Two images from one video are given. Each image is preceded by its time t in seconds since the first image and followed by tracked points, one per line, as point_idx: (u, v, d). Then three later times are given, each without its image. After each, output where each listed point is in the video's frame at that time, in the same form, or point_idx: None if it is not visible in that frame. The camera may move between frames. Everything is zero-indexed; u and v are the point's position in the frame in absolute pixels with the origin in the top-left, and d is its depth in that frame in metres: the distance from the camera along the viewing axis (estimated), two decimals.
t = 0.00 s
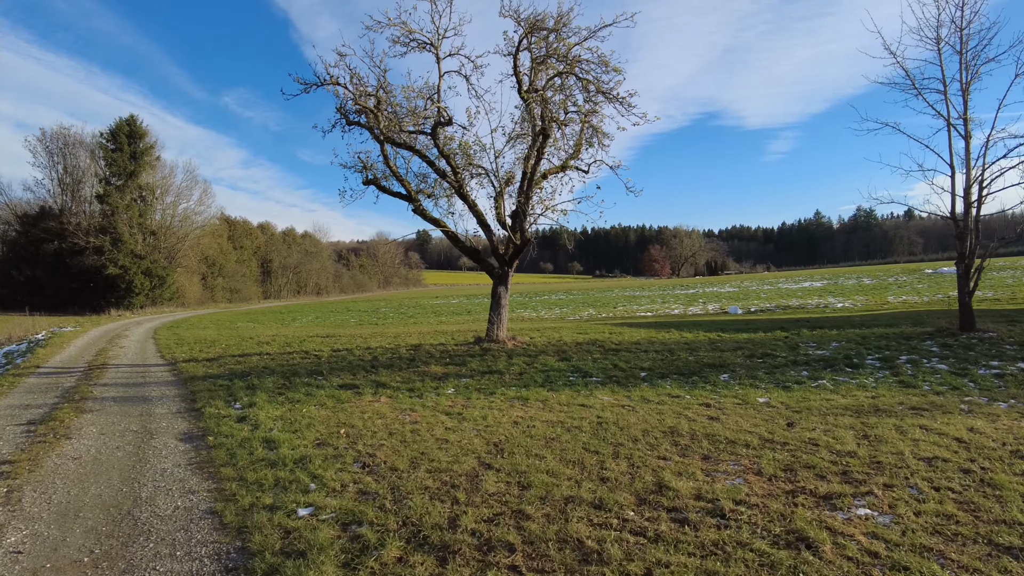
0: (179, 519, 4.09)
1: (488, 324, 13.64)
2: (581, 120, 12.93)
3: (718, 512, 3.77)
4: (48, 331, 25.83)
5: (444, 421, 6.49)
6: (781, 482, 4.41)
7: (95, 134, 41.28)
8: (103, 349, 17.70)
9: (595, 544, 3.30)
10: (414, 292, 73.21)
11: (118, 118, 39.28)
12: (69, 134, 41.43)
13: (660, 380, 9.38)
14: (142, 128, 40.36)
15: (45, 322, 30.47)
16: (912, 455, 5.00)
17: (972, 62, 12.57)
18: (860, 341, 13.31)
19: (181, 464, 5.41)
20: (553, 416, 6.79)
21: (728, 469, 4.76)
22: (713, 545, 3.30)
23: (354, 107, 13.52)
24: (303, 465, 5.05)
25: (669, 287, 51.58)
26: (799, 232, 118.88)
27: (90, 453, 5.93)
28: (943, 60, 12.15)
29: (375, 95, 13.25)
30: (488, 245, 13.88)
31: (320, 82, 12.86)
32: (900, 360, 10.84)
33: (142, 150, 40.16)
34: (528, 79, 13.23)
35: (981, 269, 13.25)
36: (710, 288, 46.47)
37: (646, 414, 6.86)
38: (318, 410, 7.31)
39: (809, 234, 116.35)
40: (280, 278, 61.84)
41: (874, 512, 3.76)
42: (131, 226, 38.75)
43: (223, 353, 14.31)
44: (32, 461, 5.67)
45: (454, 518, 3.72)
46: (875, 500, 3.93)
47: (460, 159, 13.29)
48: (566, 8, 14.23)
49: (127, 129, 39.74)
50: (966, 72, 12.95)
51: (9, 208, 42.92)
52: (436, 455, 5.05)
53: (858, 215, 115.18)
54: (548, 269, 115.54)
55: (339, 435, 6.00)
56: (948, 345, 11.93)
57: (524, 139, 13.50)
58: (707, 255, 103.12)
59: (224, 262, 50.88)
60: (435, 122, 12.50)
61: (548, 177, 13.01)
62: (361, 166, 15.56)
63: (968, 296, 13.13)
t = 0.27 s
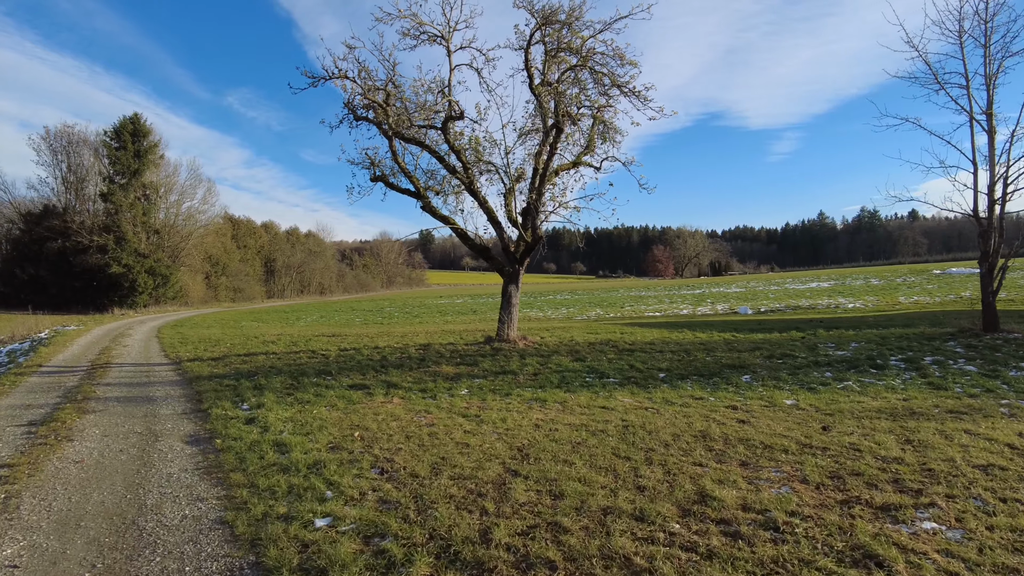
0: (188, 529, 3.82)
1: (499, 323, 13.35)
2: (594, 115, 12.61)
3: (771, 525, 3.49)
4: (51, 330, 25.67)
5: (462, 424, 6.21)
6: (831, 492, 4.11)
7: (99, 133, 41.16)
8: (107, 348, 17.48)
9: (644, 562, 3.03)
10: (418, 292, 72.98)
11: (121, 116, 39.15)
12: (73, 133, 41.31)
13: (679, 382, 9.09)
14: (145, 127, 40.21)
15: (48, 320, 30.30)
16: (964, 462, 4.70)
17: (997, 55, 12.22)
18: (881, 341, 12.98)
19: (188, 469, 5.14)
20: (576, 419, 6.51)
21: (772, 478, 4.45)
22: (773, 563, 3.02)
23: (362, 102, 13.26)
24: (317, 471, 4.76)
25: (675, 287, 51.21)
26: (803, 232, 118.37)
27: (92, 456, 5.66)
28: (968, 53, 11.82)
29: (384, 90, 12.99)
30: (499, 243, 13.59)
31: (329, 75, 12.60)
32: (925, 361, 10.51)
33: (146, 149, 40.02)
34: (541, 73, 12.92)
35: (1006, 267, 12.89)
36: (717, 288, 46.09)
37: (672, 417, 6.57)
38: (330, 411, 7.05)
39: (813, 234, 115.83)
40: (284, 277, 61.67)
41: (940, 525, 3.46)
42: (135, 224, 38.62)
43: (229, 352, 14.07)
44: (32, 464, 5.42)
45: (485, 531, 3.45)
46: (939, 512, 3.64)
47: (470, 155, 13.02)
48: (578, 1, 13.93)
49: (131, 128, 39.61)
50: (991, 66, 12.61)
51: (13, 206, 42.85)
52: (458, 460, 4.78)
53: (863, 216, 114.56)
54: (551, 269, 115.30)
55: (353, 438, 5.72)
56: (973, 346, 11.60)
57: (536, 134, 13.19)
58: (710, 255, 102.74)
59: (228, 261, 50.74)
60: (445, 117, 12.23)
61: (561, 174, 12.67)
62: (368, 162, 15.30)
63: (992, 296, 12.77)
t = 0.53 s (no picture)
0: (189, 547, 3.54)
1: (506, 323, 13.08)
2: (605, 111, 12.30)
3: (823, 546, 3.21)
4: (52, 330, 25.45)
5: (476, 430, 5.93)
6: (881, 508, 3.81)
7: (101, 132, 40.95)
8: (107, 349, 17.22)
9: None
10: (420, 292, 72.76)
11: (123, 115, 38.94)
12: (75, 132, 41.09)
13: (696, 386, 8.79)
14: (147, 126, 40.00)
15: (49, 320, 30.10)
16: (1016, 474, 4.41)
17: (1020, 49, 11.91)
18: (898, 343, 12.66)
19: (189, 479, 4.86)
20: (594, 426, 6.23)
21: (813, 492, 4.15)
22: None
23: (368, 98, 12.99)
24: (326, 482, 4.49)
25: (679, 288, 50.93)
26: (805, 232, 118.07)
27: (88, 465, 5.38)
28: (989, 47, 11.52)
29: (390, 86, 12.72)
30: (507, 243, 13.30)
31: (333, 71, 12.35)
32: (947, 363, 10.19)
33: (148, 148, 39.82)
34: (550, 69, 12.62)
35: None
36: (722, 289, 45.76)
37: (695, 425, 6.29)
38: (336, 417, 6.77)
39: (816, 234, 115.61)
40: (286, 277, 61.45)
41: (1009, 547, 3.18)
42: (137, 224, 38.44)
43: (230, 354, 13.81)
44: (25, 473, 5.14)
45: (512, 553, 3.17)
46: (1004, 532, 3.35)
47: (477, 152, 12.74)
48: None
49: (133, 127, 39.41)
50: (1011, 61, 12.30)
51: (15, 206, 42.67)
52: (476, 471, 4.50)
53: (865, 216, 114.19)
54: (553, 270, 115.06)
55: (362, 446, 5.45)
56: (995, 348, 11.29)
57: (544, 132, 12.85)
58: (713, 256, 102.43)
59: (230, 262, 50.54)
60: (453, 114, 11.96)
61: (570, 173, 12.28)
62: (373, 160, 15.03)
63: (1013, 297, 12.45)
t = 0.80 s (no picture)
0: (183, 568, 3.23)
1: (513, 323, 12.76)
2: (615, 105, 11.94)
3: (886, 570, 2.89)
4: (51, 331, 25.18)
5: (490, 436, 5.61)
6: (939, 523, 3.49)
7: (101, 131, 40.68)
8: (105, 349, 16.91)
9: None
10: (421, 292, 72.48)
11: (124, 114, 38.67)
12: (75, 131, 40.80)
13: (714, 388, 8.46)
14: (148, 125, 39.72)
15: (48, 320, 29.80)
16: None
17: None
18: (915, 342, 12.32)
19: (185, 490, 4.53)
20: (614, 431, 5.91)
21: (860, 505, 3.83)
22: None
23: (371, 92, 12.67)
24: (332, 494, 4.16)
25: (682, 287, 50.59)
26: (807, 232, 117.73)
27: (79, 473, 5.07)
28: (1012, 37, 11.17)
29: (394, 79, 12.40)
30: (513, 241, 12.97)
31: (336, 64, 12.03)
32: (971, 363, 9.85)
33: (148, 147, 39.54)
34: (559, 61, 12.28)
35: None
36: (726, 288, 45.42)
37: (720, 429, 5.96)
38: (341, 420, 6.45)
39: (818, 234, 115.33)
40: (287, 277, 61.18)
41: None
42: (137, 224, 38.19)
43: (231, 354, 13.50)
44: (11, 482, 4.82)
45: None
46: None
47: (483, 147, 12.41)
48: None
49: (133, 126, 39.14)
50: None
51: (15, 206, 42.43)
52: (493, 482, 4.18)
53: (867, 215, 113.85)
54: (555, 270, 114.74)
55: (369, 452, 5.12)
56: (1018, 348, 10.95)
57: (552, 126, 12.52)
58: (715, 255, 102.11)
59: (231, 261, 50.28)
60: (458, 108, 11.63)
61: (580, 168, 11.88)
62: (377, 156, 14.71)
63: None
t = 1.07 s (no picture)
0: None
1: (524, 324, 12.48)
2: (630, 101, 11.60)
3: None
4: (55, 331, 25.02)
5: (512, 445, 5.30)
6: (1019, 549, 3.19)
7: (104, 131, 40.49)
8: (108, 350, 16.68)
9: None
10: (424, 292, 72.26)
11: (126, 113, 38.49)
12: (78, 131, 40.62)
13: (737, 393, 8.16)
14: (151, 124, 39.53)
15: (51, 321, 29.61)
16: None
17: None
18: (939, 344, 11.99)
19: (192, 505, 4.25)
20: (642, 440, 5.62)
21: (924, 525, 3.52)
22: None
23: (379, 88, 12.35)
24: (350, 513, 3.86)
25: (688, 287, 50.25)
26: (810, 231, 117.08)
27: (80, 485, 4.78)
28: None
29: (402, 75, 12.10)
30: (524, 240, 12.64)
31: (343, 59, 11.74)
32: (1000, 367, 9.52)
33: (151, 147, 39.36)
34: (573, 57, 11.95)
35: None
36: (733, 288, 45.06)
37: (753, 439, 5.65)
38: (353, 428, 6.17)
39: (821, 233, 114.66)
40: (290, 277, 61.00)
41: None
42: (140, 224, 38.05)
43: (235, 356, 13.23)
44: (6, 497, 4.54)
45: None
46: None
47: (494, 144, 12.10)
48: None
49: (136, 125, 38.96)
50: None
51: (18, 206, 42.30)
52: (523, 499, 3.89)
53: (871, 215, 113.34)
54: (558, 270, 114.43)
55: (386, 464, 4.83)
56: None
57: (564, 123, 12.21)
58: (718, 255, 101.75)
59: (234, 261, 50.11)
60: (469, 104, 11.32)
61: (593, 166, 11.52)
62: (384, 154, 14.42)
63: None
